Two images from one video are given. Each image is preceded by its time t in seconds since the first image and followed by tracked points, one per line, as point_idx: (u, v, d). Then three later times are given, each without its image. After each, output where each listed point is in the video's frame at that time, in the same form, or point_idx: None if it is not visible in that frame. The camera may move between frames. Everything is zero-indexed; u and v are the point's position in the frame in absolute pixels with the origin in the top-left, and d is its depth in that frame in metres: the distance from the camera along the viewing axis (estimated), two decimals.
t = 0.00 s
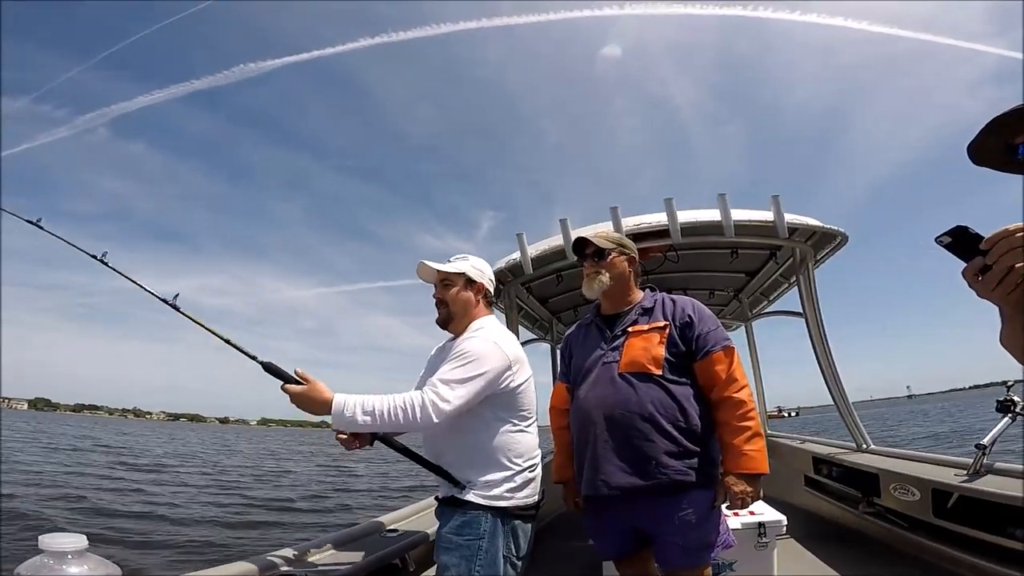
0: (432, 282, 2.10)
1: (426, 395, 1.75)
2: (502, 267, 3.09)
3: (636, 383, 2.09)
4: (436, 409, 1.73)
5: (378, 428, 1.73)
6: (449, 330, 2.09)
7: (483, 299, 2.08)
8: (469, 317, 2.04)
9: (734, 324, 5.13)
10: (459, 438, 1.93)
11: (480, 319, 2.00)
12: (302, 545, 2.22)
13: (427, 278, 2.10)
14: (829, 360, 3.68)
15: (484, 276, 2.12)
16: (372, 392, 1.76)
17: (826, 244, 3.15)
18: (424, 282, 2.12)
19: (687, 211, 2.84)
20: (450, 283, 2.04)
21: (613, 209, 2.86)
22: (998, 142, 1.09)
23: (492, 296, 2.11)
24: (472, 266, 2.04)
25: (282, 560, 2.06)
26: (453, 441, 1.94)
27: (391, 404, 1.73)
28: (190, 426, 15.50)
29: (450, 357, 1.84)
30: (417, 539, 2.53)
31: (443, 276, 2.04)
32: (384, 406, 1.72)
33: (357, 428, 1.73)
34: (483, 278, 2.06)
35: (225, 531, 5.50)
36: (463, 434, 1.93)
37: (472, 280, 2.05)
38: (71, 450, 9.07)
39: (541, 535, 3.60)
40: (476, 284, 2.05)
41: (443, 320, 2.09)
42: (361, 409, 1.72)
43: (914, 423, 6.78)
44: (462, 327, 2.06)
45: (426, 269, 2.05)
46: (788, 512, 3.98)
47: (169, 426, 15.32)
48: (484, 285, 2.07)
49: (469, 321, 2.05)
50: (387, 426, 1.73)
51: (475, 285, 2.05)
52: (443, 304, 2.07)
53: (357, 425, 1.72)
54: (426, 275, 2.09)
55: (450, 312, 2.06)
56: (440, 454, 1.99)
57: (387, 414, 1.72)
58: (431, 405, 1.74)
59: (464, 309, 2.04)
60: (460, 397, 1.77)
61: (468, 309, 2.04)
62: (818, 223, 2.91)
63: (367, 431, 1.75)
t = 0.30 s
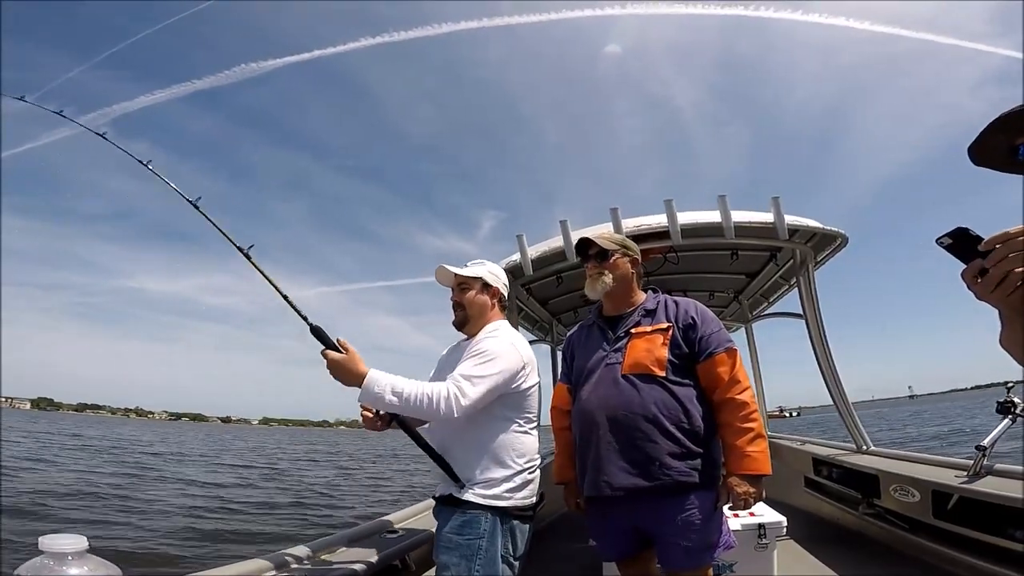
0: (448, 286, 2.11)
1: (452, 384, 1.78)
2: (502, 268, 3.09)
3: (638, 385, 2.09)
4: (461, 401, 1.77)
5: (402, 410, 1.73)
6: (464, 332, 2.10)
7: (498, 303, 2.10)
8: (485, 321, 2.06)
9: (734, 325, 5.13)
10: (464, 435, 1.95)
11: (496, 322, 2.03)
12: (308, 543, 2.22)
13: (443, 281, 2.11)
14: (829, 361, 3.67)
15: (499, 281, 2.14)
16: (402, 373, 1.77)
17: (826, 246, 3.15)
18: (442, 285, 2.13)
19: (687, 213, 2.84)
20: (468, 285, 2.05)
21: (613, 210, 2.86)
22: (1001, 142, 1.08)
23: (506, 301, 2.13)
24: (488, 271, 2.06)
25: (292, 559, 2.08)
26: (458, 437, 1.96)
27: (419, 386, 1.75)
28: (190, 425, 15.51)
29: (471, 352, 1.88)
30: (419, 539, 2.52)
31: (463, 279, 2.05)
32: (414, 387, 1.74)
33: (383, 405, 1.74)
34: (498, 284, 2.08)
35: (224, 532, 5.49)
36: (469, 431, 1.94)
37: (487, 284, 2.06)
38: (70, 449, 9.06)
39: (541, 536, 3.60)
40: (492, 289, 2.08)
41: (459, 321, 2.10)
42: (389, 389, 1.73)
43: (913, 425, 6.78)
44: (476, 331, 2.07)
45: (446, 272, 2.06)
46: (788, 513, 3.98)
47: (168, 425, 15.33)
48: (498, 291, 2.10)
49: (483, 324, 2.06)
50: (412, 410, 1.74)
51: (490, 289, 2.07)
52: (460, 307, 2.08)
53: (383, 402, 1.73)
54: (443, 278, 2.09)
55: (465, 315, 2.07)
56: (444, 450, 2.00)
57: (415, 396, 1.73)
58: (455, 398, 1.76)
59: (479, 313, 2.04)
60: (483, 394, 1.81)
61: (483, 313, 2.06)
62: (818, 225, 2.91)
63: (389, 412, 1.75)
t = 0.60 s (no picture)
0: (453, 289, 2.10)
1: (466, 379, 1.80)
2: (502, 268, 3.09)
3: (637, 385, 2.09)
4: (472, 399, 1.79)
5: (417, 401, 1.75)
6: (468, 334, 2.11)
7: (502, 306, 2.11)
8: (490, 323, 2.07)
9: (735, 325, 5.13)
10: (465, 433, 1.95)
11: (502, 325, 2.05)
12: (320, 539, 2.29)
13: (447, 284, 2.09)
14: (829, 362, 3.66)
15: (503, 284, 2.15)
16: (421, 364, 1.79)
17: (827, 246, 3.14)
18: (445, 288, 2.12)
19: (688, 213, 2.83)
20: (472, 290, 2.06)
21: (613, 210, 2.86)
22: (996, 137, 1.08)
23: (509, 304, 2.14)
24: (493, 275, 2.08)
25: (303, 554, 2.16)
26: (460, 434, 1.96)
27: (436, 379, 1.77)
28: (190, 426, 15.50)
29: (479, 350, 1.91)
30: (420, 539, 2.53)
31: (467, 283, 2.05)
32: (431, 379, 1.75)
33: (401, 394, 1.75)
34: (503, 287, 2.09)
35: (225, 532, 5.49)
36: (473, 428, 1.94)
37: (492, 288, 2.08)
38: (71, 449, 9.07)
39: (542, 536, 3.59)
40: (498, 292, 2.09)
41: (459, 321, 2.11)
42: (406, 377, 1.74)
43: (915, 425, 6.77)
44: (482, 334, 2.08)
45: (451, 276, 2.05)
46: (789, 514, 3.98)
47: (168, 425, 15.33)
48: (503, 294, 2.11)
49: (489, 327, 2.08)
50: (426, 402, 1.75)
51: (495, 292, 2.08)
52: (465, 309, 2.08)
53: (401, 391, 1.75)
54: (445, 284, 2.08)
55: (470, 318, 2.08)
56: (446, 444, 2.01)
57: (432, 388, 1.74)
58: (467, 395, 1.78)
59: (484, 316, 2.06)
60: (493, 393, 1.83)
61: (489, 315, 2.07)
62: (819, 225, 2.91)
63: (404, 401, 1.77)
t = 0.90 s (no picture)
0: (455, 288, 2.11)
1: (476, 376, 1.80)
2: (502, 267, 3.09)
3: (633, 384, 2.09)
4: (480, 397, 1.79)
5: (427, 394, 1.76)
6: (470, 334, 2.12)
7: (503, 306, 2.11)
8: (493, 323, 2.08)
9: (735, 324, 5.13)
10: (467, 429, 1.95)
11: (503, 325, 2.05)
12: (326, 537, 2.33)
13: (450, 284, 2.11)
14: (829, 360, 3.63)
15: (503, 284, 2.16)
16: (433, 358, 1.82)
17: (827, 244, 3.14)
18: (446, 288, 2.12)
19: (688, 211, 2.84)
20: (473, 290, 2.06)
21: (614, 208, 2.85)
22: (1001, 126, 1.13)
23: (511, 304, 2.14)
24: (494, 276, 2.08)
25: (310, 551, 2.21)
26: (460, 431, 1.96)
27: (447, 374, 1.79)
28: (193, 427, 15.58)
29: (485, 348, 1.92)
30: (420, 538, 2.53)
31: (469, 283, 2.06)
32: (444, 373, 1.78)
33: (412, 385, 1.79)
34: (504, 287, 2.10)
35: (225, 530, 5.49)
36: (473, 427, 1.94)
37: (494, 287, 2.07)
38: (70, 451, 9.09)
39: (541, 535, 3.59)
40: (498, 292, 2.09)
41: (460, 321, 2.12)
42: (420, 369, 1.77)
43: (914, 424, 6.77)
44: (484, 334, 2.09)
45: (453, 276, 2.06)
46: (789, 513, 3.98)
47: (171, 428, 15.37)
48: (504, 294, 2.11)
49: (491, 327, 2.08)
50: (436, 396, 1.76)
51: (496, 292, 2.08)
52: (467, 309, 2.08)
53: (413, 382, 1.78)
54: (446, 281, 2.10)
55: (472, 317, 2.08)
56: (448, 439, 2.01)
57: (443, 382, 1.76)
58: (476, 392, 1.79)
59: (486, 316, 2.06)
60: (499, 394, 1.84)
61: (491, 315, 2.07)
62: (819, 223, 2.91)
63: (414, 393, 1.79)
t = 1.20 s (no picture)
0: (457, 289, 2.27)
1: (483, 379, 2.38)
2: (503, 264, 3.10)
3: (632, 383, 2.22)
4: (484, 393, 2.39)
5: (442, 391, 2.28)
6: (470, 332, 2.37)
7: (504, 306, 2.33)
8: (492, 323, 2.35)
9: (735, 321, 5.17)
10: (468, 421, 2.43)
11: (501, 326, 2.33)
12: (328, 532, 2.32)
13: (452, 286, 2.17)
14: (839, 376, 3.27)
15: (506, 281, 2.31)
16: (442, 356, 2.24)
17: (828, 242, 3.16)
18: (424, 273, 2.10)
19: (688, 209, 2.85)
20: (470, 290, 2.22)
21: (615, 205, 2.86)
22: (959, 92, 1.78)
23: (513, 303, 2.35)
24: (497, 276, 2.17)
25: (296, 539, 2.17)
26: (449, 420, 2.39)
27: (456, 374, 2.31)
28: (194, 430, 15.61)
29: (489, 353, 2.38)
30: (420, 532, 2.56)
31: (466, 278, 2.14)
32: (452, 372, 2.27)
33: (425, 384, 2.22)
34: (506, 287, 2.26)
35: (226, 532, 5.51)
36: (466, 413, 2.40)
37: (496, 288, 2.25)
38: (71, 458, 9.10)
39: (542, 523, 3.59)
40: (500, 292, 2.27)
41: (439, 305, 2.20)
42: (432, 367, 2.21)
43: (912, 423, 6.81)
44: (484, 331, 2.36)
45: (451, 276, 2.11)
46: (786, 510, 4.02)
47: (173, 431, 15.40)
48: (506, 294, 2.29)
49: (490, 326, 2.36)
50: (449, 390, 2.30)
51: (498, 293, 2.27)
52: (471, 308, 2.30)
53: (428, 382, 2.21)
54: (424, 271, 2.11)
55: (474, 317, 2.33)
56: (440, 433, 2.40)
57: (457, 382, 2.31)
58: (484, 392, 2.38)
59: (488, 315, 2.33)
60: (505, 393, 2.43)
61: (492, 315, 2.34)
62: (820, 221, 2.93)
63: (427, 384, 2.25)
